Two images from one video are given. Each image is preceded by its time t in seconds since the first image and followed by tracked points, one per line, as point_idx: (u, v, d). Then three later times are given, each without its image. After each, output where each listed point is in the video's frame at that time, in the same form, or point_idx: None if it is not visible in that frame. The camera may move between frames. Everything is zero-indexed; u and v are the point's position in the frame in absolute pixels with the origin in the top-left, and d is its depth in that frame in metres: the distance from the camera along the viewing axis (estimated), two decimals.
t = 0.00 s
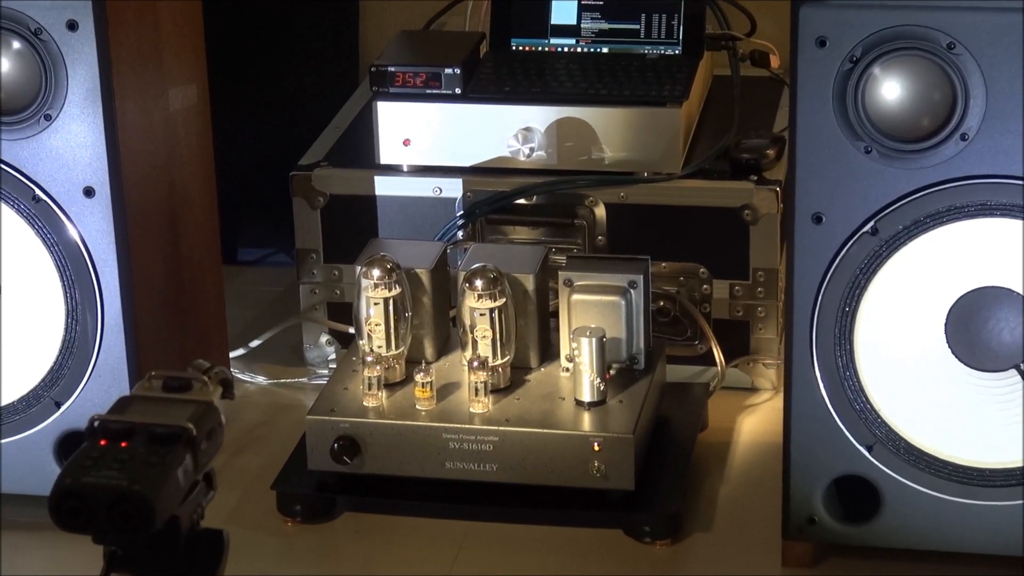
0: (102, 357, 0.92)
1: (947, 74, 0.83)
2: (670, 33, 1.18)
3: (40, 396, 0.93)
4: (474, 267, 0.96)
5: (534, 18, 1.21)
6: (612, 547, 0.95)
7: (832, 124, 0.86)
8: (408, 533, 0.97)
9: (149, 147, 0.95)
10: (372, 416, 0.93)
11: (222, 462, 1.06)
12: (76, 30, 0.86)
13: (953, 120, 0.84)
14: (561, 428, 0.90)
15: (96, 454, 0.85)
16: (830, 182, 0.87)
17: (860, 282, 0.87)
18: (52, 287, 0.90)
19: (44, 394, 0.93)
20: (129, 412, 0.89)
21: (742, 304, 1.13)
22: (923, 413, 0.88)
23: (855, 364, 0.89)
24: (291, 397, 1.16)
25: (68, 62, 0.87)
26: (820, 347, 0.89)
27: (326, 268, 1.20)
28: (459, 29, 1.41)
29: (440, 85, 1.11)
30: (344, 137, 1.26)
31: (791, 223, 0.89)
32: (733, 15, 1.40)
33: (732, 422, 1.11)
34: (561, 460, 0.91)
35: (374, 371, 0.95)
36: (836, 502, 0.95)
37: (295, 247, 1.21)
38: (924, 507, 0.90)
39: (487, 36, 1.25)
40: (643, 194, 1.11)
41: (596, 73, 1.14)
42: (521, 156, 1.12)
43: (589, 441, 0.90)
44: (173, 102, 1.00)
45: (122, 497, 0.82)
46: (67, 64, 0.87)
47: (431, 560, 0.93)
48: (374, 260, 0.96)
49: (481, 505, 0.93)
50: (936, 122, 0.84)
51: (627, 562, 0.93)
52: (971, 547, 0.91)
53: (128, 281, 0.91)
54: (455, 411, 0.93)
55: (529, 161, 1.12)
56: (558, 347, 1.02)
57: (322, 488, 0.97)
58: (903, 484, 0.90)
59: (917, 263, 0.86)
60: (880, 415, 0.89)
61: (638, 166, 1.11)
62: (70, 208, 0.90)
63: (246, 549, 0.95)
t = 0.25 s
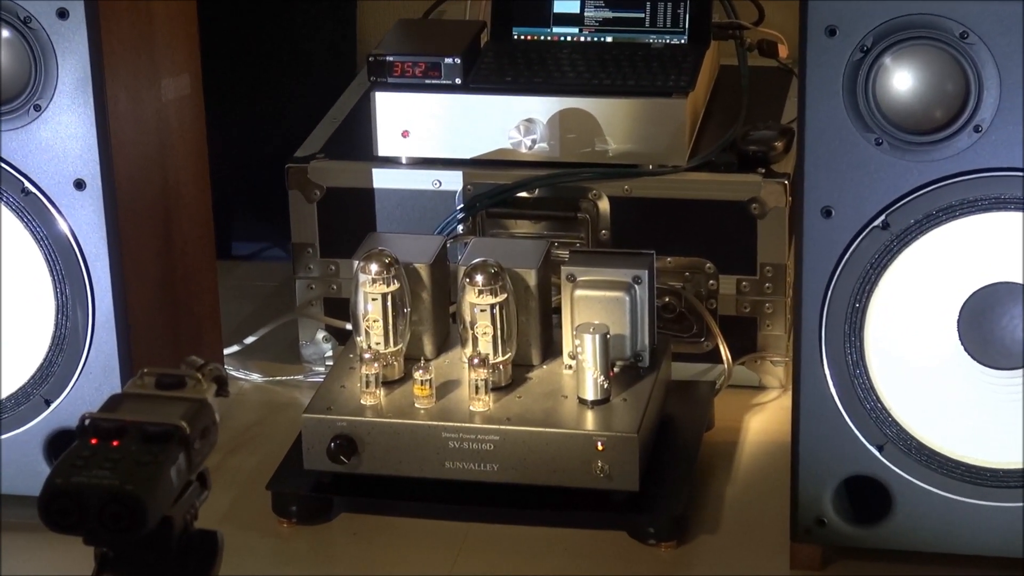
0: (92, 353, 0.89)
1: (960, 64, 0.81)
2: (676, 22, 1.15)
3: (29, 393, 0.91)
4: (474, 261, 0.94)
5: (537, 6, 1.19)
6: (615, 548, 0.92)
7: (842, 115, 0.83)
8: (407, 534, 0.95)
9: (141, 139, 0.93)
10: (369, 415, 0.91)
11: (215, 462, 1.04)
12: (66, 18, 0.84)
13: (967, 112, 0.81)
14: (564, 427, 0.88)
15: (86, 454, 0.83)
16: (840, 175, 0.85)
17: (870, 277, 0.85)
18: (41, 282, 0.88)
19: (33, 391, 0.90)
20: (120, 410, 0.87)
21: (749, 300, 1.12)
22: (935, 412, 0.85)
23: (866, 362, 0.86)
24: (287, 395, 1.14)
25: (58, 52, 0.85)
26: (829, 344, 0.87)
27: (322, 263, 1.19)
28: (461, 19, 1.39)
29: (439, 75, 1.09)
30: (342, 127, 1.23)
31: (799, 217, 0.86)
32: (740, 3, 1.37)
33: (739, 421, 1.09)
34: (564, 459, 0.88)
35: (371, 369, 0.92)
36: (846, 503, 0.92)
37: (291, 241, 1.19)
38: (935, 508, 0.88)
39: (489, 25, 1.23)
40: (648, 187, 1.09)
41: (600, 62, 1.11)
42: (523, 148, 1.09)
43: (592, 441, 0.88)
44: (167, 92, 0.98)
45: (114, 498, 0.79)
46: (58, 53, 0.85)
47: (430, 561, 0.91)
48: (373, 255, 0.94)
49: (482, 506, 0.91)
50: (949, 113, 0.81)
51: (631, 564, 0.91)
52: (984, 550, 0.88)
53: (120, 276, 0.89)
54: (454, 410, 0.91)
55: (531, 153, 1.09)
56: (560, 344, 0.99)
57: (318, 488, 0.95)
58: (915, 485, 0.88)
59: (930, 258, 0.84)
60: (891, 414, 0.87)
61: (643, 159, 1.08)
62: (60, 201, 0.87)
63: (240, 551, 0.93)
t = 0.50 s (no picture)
0: (83, 350, 0.87)
1: (974, 54, 0.78)
2: (682, 11, 1.13)
3: (18, 391, 0.88)
4: (475, 256, 0.92)
5: None
6: (619, 551, 0.90)
7: (853, 106, 0.81)
8: (405, 536, 0.92)
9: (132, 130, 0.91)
10: (367, 413, 0.88)
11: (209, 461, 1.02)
12: (56, 5, 0.82)
13: (980, 102, 0.79)
14: (567, 426, 0.86)
15: (77, 453, 0.81)
16: (850, 167, 0.82)
17: (881, 273, 0.83)
18: (30, 276, 0.86)
19: (22, 389, 0.88)
20: (111, 408, 0.85)
21: (757, 296, 1.09)
22: (947, 411, 0.83)
23: (876, 360, 0.84)
24: (282, 393, 1.12)
25: (47, 40, 0.82)
26: (839, 341, 0.84)
27: (319, 257, 1.16)
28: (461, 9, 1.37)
29: (438, 65, 1.07)
30: (340, 119, 1.21)
31: (808, 210, 0.84)
32: None
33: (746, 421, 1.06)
34: (567, 459, 0.86)
35: (370, 366, 0.90)
36: (856, 503, 0.90)
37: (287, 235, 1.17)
38: (948, 509, 0.86)
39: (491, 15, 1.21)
40: (655, 179, 1.07)
41: (604, 52, 1.09)
42: (525, 140, 1.08)
43: (595, 440, 0.85)
44: (159, 82, 0.96)
45: (106, 498, 0.77)
46: (47, 42, 0.82)
47: (430, 564, 0.89)
48: (371, 249, 0.92)
49: (482, 507, 0.89)
50: (962, 104, 0.79)
51: (635, 567, 0.89)
52: (997, 552, 0.86)
53: (111, 271, 0.87)
54: (454, 408, 0.89)
55: (533, 145, 1.08)
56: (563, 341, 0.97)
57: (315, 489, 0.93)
58: (927, 485, 0.85)
59: (942, 254, 0.81)
60: (902, 412, 0.84)
61: (647, 151, 1.06)
62: (50, 193, 0.85)
63: (235, 553, 0.90)
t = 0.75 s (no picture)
0: (75, 346, 0.85)
1: (988, 44, 0.76)
2: None
3: (7, 388, 0.86)
4: (476, 251, 0.90)
5: None
6: (624, 553, 0.88)
7: (863, 97, 0.78)
8: (404, 537, 0.90)
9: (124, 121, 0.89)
10: (365, 411, 0.86)
11: (204, 460, 1.00)
12: None
13: (994, 94, 0.77)
14: (570, 425, 0.84)
15: (69, 452, 0.78)
16: (861, 160, 0.79)
17: (893, 268, 0.80)
18: (20, 271, 0.84)
19: (12, 386, 0.86)
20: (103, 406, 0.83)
21: (766, 292, 1.07)
22: (959, 410, 0.81)
23: (888, 358, 0.81)
24: (279, 391, 1.10)
25: (38, 28, 0.80)
26: (850, 338, 0.82)
27: (316, 252, 1.14)
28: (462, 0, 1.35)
29: (438, 54, 1.06)
30: (338, 110, 1.19)
31: (818, 204, 0.81)
32: None
33: (754, 419, 1.04)
34: (571, 459, 0.84)
35: (368, 364, 0.88)
36: (867, 505, 0.88)
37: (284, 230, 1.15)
38: (961, 511, 0.83)
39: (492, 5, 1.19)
40: (660, 173, 1.05)
41: (608, 41, 1.08)
42: (528, 132, 1.06)
43: (599, 440, 0.83)
44: (152, 71, 0.93)
45: (98, 497, 0.75)
46: (38, 30, 0.80)
47: (430, 566, 0.87)
48: (370, 243, 0.90)
49: (483, 508, 0.87)
50: (976, 96, 0.77)
51: (640, 570, 0.86)
52: (1011, 554, 0.84)
53: (103, 266, 0.85)
54: (455, 406, 0.87)
55: (536, 138, 1.06)
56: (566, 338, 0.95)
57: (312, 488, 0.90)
58: (939, 486, 0.83)
59: (955, 249, 0.79)
60: (914, 411, 0.82)
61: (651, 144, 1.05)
62: (40, 186, 0.83)
63: (229, 555, 0.88)
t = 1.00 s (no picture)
0: (65, 344, 0.83)
1: (1003, 34, 0.73)
2: None
3: None
4: (476, 247, 0.88)
5: None
6: (628, 557, 0.86)
7: (873, 89, 0.76)
8: (402, 541, 0.88)
9: (115, 113, 0.86)
10: (362, 411, 0.84)
11: (198, 461, 0.98)
12: None
13: (1008, 86, 0.74)
14: (572, 425, 0.82)
15: (58, 452, 0.76)
16: (870, 153, 0.77)
17: (904, 264, 0.78)
18: (8, 266, 0.82)
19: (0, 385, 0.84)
20: (91, 405, 0.80)
21: (773, 288, 1.05)
22: (973, 410, 0.78)
23: (899, 357, 0.79)
24: (274, 390, 1.07)
25: (27, 17, 0.78)
26: (860, 337, 0.79)
27: (311, 248, 1.12)
28: None
29: (437, 44, 1.04)
30: (336, 103, 1.17)
31: (827, 199, 0.78)
32: None
33: (760, 418, 1.02)
34: (574, 460, 0.82)
35: (364, 361, 0.85)
36: (877, 507, 0.85)
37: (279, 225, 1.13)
38: (974, 514, 0.81)
39: None
40: (666, 165, 1.03)
41: (610, 32, 1.06)
42: (529, 124, 1.04)
43: (602, 440, 0.81)
44: (143, 62, 0.91)
45: (86, 499, 0.73)
46: (27, 19, 0.78)
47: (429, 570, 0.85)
48: (367, 239, 0.88)
49: (484, 510, 0.85)
50: (989, 88, 0.74)
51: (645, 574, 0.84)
52: None
53: (94, 262, 0.83)
54: (454, 405, 0.85)
55: (538, 130, 1.04)
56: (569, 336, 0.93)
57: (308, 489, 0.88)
58: (952, 488, 0.81)
59: (969, 245, 0.77)
60: (925, 412, 0.79)
61: (655, 137, 1.03)
62: (29, 180, 0.81)
63: (222, 559, 0.86)
